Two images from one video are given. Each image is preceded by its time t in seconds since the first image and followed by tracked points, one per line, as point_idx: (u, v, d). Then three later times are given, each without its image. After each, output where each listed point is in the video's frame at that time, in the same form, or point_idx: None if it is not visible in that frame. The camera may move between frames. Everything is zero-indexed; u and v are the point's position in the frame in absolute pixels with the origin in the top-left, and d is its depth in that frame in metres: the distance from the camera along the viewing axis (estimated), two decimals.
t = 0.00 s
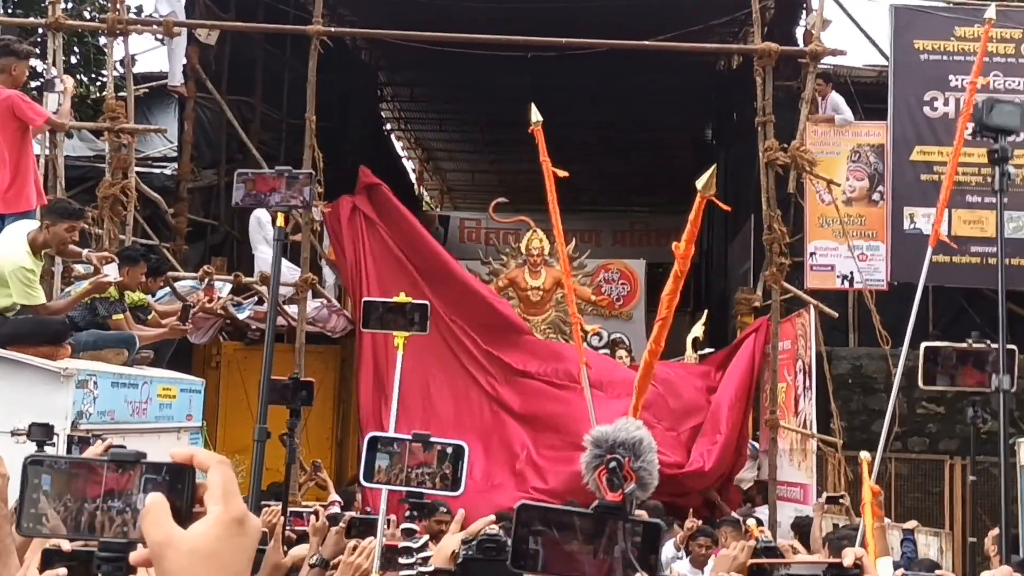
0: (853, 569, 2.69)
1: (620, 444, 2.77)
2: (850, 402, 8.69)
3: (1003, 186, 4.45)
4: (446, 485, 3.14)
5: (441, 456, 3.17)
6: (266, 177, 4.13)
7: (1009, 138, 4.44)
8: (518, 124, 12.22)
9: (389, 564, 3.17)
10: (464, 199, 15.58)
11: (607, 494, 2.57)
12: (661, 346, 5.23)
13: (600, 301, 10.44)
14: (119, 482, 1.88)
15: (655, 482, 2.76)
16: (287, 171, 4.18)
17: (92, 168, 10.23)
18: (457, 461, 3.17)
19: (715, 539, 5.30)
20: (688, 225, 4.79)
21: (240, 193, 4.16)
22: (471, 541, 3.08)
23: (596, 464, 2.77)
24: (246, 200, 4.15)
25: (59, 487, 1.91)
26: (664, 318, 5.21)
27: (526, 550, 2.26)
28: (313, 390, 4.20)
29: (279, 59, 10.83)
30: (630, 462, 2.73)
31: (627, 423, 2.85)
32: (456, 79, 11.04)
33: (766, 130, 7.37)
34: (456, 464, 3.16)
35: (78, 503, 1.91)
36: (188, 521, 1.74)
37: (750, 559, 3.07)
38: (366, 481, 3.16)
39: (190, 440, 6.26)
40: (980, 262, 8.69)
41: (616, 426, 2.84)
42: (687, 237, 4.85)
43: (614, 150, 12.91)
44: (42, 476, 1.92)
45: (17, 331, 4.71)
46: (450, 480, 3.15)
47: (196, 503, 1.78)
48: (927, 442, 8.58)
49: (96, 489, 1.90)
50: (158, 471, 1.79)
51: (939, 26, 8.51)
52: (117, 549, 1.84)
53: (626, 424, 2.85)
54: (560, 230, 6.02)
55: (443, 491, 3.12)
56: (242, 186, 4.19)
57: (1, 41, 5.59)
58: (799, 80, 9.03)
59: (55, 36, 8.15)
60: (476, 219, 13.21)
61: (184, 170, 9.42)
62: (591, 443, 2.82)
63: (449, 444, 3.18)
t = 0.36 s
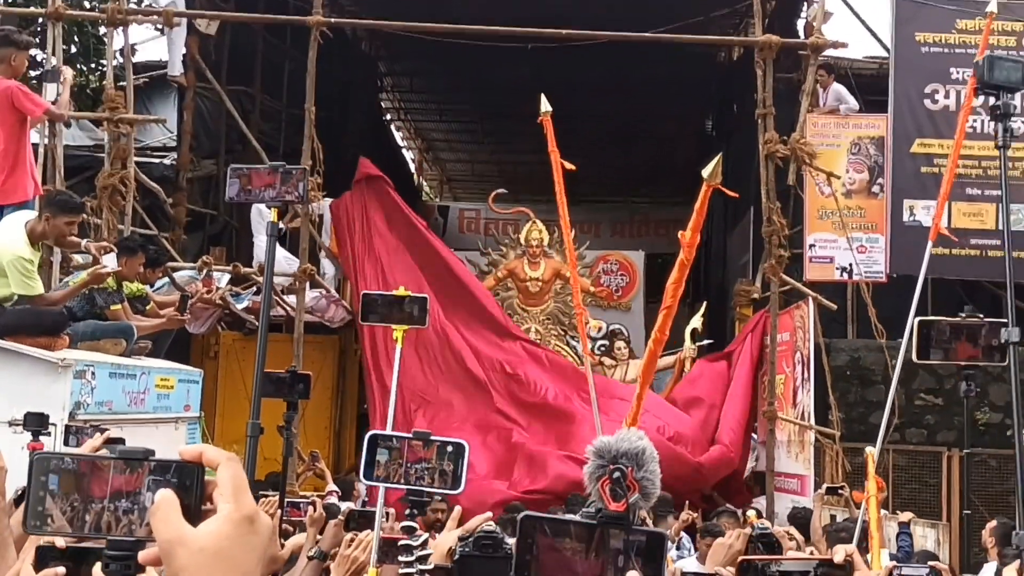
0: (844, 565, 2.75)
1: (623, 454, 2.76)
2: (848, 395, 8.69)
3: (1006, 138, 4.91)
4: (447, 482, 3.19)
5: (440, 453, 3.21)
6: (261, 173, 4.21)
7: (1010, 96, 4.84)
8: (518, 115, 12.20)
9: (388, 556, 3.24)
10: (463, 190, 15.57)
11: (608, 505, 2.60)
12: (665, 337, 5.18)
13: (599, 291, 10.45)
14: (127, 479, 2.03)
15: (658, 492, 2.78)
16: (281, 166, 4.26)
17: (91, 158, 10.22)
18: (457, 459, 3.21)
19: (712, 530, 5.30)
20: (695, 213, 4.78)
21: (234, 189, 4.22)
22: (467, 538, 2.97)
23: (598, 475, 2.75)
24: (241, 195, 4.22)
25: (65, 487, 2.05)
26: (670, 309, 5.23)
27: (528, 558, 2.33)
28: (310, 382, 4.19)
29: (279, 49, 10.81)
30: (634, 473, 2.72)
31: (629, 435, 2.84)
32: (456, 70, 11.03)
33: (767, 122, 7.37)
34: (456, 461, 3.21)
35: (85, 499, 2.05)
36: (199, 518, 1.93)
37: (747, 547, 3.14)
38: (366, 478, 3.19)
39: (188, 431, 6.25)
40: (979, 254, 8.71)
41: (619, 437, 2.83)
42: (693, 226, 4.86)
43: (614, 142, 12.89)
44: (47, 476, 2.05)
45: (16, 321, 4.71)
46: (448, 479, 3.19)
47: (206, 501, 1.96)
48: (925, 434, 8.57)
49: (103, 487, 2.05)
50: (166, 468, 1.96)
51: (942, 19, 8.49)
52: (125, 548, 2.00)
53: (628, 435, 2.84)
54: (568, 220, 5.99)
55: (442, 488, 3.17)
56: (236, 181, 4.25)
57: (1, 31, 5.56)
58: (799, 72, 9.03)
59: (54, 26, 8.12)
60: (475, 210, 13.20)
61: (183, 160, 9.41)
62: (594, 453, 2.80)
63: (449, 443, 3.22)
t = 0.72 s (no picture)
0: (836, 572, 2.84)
1: (622, 468, 3.11)
2: (847, 387, 8.67)
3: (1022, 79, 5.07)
4: (449, 493, 3.24)
5: (442, 461, 3.26)
6: (262, 173, 4.46)
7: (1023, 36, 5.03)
8: (517, 104, 12.14)
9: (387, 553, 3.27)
10: (462, 179, 15.53)
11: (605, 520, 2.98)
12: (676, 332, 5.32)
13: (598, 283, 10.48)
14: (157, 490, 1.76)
15: (657, 503, 3.11)
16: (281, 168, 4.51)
17: (88, 145, 10.17)
18: (457, 471, 3.24)
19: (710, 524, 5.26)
20: (710, 210, 4.76)
21: (237, 188, 4.48)
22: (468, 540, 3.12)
23: (598, 487, 3.11)
24: (240, 194, 4.47)
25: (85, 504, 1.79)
26: (681, 307, 5.23)
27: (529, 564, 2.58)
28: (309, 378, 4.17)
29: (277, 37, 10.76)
30: (633, 485, 3.08)
31: (628, 446, 3.20)
32: (456, 59, 10.98)
33: (768, 114, 7.33)
34: (456, 473, 3.24)
35: (95, 507, 2.65)
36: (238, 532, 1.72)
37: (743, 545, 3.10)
38: (370, 487, 3.29)
39: (185, 420, 6.23)
40: (980, 248, 8.68)
41: (618, 448, 3.18)
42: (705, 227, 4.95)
43: (614, 131, 12.84)
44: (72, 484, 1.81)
45: (11, 311, 4.68)
46: (449, 489, 3.25)
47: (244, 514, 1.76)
48: (924, 428, 8.51)
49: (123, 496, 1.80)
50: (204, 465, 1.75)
51: (944, 11, 8.52)
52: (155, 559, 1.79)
53: (626, 447, 3.19)
54: (571, 212, 5.95)
55: (443, 498, 3.22)
56: (236, 181, 4.50)
57: None
58: (800, 64, 9.00)
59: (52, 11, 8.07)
60: (473, 198, 13.16)
61: (180, 147, 9.35)
62: (593, 465, 3.16)
63: (450, 454, 3.26)
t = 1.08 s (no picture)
0: None
1: (612, 489, 2.59)
2: (844, 380, 8.64)
3: None
4: (451, 509, 2.95)
5: (443, 478, 2.95)
6: (262, 177, 3.64)
7: None
8: (516, 92, 12.08)
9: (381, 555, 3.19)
10: (460, 166, 15.46)
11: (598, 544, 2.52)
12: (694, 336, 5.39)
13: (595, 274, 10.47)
14: (161, 457, 2.43)
15: (647, 526, 2.62)
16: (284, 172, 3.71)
17: (84, 131, 10.10)
18: (460, 491, 2.95)
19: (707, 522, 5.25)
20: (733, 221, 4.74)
21: (235, 192, 3.66)
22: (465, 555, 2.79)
23: (586, 510, 2.61)
24: (241, 199, 3.66)
25: (98, 465, 2.43)
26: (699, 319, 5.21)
27: None
28: (305, 377, 4.11)
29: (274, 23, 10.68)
30: (623, 509, 2.58)
31: (617, 466, 2.67)
32: (454, 46, 10.90)
33: (767, 107, 7.27)
34: (459, 492, 2.95)
35: (118, 477, 2.44)
36: (226, 504, 2.41)
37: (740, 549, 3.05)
38: (370, 506, 2.93)
39: (180, 411, 6.20)
40: (980, 242, 8.67)
41: (606, 468, 2.65)
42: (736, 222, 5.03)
43: (612, 120, 12.76)
44: (83, 452, 2.42)
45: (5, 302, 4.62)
46: (451, 508, 2.95)
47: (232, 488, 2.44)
48: (921, 423, 8.52)
49: (133, 462, 2.44)
50: (203, 445, 2.42)
51: (946, 3, 8.42)
52: (153, 526, 2.44)
53: (616, 467, 2.67)
54: (571, 205, 5.88)
55: (442, 516, 2.93)
56: (236, 182, 3.68)
57: None
58: (800, 55, 8.94)
59: None
60: (471, 186, 13.09)
61: (176, 134, 9.29)
62: (581, 485, 2.64)
63: (452, 471, 2.96)
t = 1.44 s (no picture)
0: None
1: (627, 492, 2.79)
2: (865, 373, 8.73)
3: None
4: (476, 511, 3.08)
5: (468, 479, 3.08)
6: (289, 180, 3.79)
7: None
8: (541, 87, 12.22)
9: (404, 547, 3.28)
10: (485, 160, 15.61)
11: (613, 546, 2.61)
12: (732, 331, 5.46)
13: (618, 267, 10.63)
14: (196, 387, 2.73)
15: (659, 527, 2.83)
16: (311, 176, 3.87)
17: (116, 125, 10.28)
18: (485, 493, 3.08)
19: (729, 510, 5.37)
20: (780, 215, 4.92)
21: (262, 195, 3.80)
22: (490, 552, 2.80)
23: (601, 512, 2.76)
24: (268, 202, 3.80)
25: (137, 394, 2.75)
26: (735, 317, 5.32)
27: None
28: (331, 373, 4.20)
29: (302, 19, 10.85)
30: (638, 512, 2.76)
31: (630, 470, 2.87)
32: (480, 42, 11.04)
33: (790, 104, 7.37)
34: (483, 494, 3.08)
35: (156, 405, 2.75)
36: (258, 427, 2.71)
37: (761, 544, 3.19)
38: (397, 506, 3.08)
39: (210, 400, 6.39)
40: (1000, 238, 8.74)
41: (620, 471, 2.86)
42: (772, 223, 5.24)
43: (636, 114, 12.85)
44: (122, 382, 2.75)
45: (35, 294, 4.83)
46: (475, 509, 3.08)
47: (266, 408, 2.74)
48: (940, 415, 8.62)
49: (172, 390, 2.74)
50: (236, 376, 2.71)
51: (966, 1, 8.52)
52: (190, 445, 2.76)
53: (629, 471, 2.87)
54: (594, 200, 6.01)
55: (468, 518, 3.06)
56: (264, 186, 3.84)
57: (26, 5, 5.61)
58: (822, 51, 9.02)
59: None
60: (496, 179, 13.23)
61: (206, 129, 9.46)
62: (596, 489, 2.81)
63: (476, 475, 3.09)
